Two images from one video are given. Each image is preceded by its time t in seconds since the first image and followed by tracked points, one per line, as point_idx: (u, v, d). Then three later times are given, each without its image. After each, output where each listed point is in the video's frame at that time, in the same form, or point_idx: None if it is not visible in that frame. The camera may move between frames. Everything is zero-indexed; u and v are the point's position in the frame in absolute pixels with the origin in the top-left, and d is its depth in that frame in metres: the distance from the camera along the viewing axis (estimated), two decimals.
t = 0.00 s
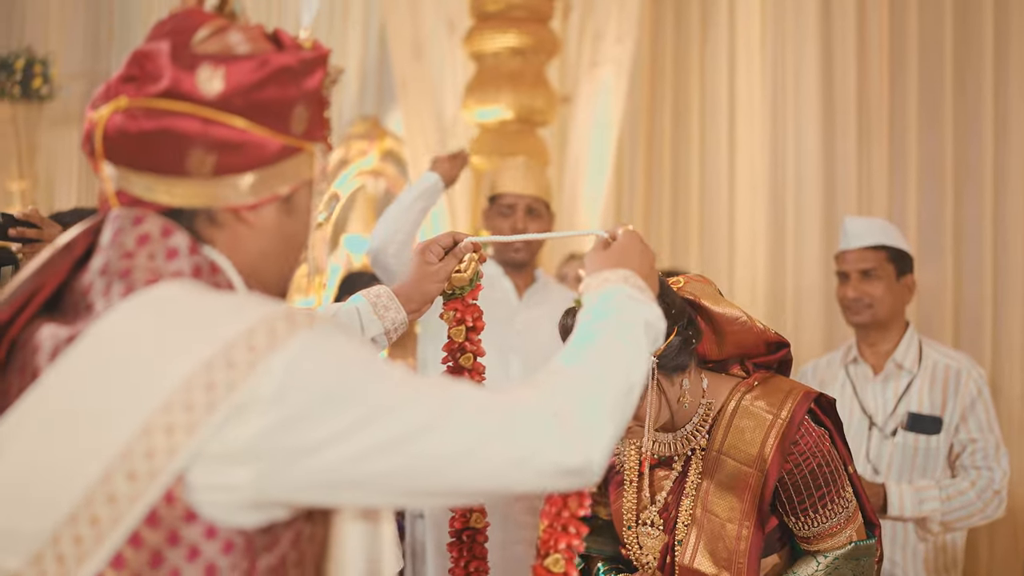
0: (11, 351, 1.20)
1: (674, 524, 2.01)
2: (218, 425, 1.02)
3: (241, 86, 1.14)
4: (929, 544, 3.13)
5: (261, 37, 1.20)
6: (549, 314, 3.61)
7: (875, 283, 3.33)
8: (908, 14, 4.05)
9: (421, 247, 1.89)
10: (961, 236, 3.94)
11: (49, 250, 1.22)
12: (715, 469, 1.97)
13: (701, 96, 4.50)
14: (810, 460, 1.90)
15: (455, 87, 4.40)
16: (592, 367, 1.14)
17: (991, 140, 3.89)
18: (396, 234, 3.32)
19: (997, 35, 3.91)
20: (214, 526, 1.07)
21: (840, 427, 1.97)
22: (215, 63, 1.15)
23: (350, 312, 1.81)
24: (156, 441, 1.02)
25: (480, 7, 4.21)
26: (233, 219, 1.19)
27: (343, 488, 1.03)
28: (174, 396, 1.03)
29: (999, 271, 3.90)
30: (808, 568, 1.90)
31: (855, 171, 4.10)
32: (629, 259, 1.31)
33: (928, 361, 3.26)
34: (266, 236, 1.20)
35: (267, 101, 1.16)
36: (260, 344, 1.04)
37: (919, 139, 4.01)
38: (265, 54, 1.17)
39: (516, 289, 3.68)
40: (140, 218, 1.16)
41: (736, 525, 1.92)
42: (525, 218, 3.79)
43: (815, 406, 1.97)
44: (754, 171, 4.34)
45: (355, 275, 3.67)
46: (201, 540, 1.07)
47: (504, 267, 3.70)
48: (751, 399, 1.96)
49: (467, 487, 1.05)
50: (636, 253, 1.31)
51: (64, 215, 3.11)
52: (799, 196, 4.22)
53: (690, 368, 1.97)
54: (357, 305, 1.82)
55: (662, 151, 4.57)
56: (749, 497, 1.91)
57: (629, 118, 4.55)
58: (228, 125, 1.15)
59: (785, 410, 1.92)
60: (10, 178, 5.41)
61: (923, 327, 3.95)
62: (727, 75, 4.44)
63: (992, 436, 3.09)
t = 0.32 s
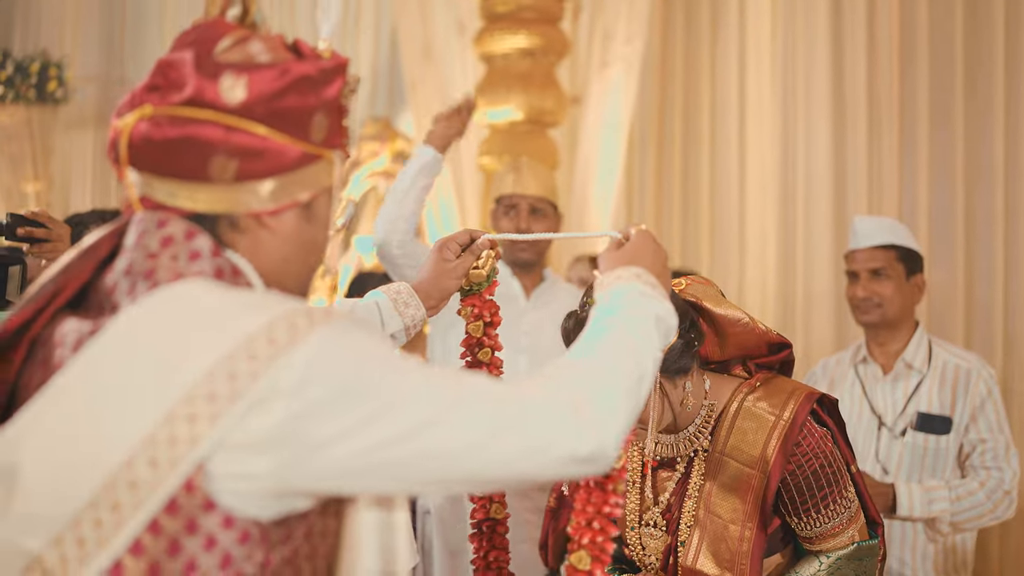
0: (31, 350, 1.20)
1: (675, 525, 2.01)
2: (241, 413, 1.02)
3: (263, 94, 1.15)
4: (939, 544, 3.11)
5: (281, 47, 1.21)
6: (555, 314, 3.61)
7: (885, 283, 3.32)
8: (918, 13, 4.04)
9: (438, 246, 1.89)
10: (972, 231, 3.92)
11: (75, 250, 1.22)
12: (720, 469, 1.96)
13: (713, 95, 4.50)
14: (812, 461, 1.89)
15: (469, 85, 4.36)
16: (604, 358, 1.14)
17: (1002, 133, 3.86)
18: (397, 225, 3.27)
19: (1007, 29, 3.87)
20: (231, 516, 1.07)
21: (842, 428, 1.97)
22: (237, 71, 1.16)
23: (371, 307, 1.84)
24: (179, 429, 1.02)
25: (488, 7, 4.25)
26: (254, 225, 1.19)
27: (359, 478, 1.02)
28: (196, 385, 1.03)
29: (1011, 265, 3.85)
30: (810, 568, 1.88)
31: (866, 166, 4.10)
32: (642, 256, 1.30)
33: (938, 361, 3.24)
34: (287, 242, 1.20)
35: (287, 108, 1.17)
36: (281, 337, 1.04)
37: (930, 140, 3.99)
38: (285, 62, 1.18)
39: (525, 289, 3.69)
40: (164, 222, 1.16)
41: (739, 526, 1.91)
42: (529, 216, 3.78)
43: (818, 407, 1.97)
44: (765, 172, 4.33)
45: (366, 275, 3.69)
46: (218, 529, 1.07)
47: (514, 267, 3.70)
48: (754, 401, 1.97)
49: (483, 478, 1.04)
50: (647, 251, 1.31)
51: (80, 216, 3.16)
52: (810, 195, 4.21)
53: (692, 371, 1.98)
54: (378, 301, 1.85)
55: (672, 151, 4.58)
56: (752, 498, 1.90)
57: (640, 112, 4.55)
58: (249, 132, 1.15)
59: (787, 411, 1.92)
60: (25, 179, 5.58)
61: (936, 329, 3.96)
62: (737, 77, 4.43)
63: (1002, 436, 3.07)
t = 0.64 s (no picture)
0: (64, 346, 1.20)
1: (682, 526, 2.00)
2: (275, 403, 1.04)
3: (296, 110, 1.16)
4: (950, 543, 3.10)
5: (314, 63, 1.22)
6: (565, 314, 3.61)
7: (896, 282, 3.31)
8: (928, 16, 4.03)
9: (466, 240, 1.91)
10: (983, 233, 3.90)
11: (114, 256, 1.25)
12: (726, 471, 1.97)
13: (722, 92, 4.49)
14: (818, 461, 1.89)
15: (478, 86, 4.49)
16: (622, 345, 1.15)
17: (1012, 136, 3.83)
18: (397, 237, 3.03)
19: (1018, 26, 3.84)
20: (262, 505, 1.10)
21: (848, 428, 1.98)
22: (271, 87, 1.16)
23: (403, 300, 1.88)
24: (215, 418, 1.04)
25: (499, 9, 4.27)
26: (286, 235, 1.20)
27: (386, 467, 1.04)
28: (233, 375, 1.05)
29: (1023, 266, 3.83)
30: (816, 567, 1.88)
31: (874, 168, 4.09)
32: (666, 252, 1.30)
33: (948, 360, 3.23)
34: (319, 253, 1.22)
35: (319, 123, 1.18)
36: (314, 331, 1.06)
37: (940, 144, 3.98)
38: (318, 79, 1.19)
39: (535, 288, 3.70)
40: (201, 229, 1.18)
41: (745, 528, 1.91)
42: (533, 216, 3.79)
43: (824, 408, 1.98)
44: (775, 173, 4.33)
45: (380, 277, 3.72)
46: (249, 518, 1.10)
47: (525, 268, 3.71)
48: (758, 402, 1.97)
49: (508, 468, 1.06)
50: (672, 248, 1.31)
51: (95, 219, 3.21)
52: (819, 197, 4.20)
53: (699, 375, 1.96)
54: (410, 294, 1.89)
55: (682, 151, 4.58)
56: (758, 500, 1.91)
57: (650, 115, 4.59)
58: (283, 146, 1.16)
59: (793, 412, 1.93)
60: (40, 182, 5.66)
61: (948, 327, 3.94)
62: (747, 80, 4.42)
63: (1014, 435, 3.05)
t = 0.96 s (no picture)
0: (83, 344, 1.25)
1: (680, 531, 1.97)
2: (300, 404, 1.09)
3: (324, 126, 1.24)
4: (954, 545, 3.08)
5: (341, 80, 1.29)
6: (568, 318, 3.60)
7: (899, 283, 3.29)
8: (932, 15, 4.03)
9: (485, 245, 1.94)
10: (987, 229, 3.92)
11: (137, 258, 1.29)
12: (724, 475, 1.95)
13: (724, 96, 4.45)
14: (816, 465, 1.88)
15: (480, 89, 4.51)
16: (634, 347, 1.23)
17: (1016, 135, 3.87)
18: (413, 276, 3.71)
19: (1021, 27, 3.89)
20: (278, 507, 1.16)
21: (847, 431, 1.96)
22: (301, 103, 1.24)
23: (426, 302, 1.95)
24: (239, 416, 1.10)
25: (499, 9, 4.32)
26: (309, 248, 1.28)
27: (398, 467, 1.09)
28: (257, 377, 1.11)
29: None
30: (814, 570, 1.87)
31: (878, 168, 4.07)
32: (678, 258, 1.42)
33: (952, 361, 3.22)
34: (341, 267, 1.29)
35: (346, 140, 1.25)
36: (336, 337, 1.12)
37: (943, 144, 3.98)
38: (345, 96, 1.26)
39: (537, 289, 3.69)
40: (226, 238, 1.24)
41: (743, 533, 1.90)
42: (535, 218, 3.77)
43: (823, 411, 1.96)
44: (778, 174, 4.30)
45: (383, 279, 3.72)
46: (266, 517, 1.16)
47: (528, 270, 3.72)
48: (756, 406, 1.95)
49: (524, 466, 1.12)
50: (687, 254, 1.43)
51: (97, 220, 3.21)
52: (822, 200, 4.19)
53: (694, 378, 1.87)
54: (432, 296, 1.96)
55: (684, 155, 4.52)
56: (757, 504, 1.89)
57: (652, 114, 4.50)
58: (309, 161, 1.24)
59: (791, 415, 1.91)
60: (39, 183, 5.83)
61: (951, 327, 3.93)
62: (750, 81, 4.39)
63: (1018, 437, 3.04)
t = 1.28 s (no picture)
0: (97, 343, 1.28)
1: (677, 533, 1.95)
2: (313, 405, 1.14)
3: (343, 142, 1.29)
4: (951, 547, 3.08)
5: (361, 97, 1.34)
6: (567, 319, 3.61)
7: (896, 283, 3.29)
8: (929, 16, 4.01)
9: (505, 259, 2.03)
10: (984, 231, 3.88)
11: (158, 266, 1.34)
12: (716, 480, 1.94)
13: (721, 96, 4.50)
14: (810, 468, 1.88)
15: (479, 91, 4.52)
16: (637, 353, 1.30)
17: (1013, 134, 3.82)
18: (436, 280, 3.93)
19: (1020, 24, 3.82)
20: (290, 507, 1.18)
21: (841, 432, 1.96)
22: (321, 120, 1.29)
23: (441, 307, 2.00)
24: (254, 416, 1.14)
25: (497, 11, 4.33)
26: (325, 262, 1.33)
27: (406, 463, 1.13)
28: (272, 378, 1.16)
29: None
30: (809, 571, 1.87)
31: (876, 170, 4.07)
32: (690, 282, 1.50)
33: (949, 362, 3.21)
34: (355, 281, 1.35)
35: (364, 157, 1.31)
36: (351, 341, 1.17)
37: (941, 144, 3.96)
38: (366, 113, 1.31)
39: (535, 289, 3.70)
40: (244, 250, 1.29)
41: (738, 535, 1.89)
42: (530, 215, 3.80)
43: (817, 413, 1.95)
44: (775, 174, 4.32)
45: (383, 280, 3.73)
46: (277, 517, 1.18)
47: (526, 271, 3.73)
48: (749, 409, 1.95)
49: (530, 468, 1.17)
50: (693, 276, 1.50)
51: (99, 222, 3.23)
52: (819, 201, 4.19)
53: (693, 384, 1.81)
54: (448, 301, 2.02)
55: (682, 154, 4.56)
56: (751, 507, 1.88)
57: (651, 116, 4.54)
58: (328, 176, 1.29)
59: (785, 417, 1.90)
60: (37, 186, 5.84)
61: (949, 328, 3.92)
62: (748, 85, 4.42)
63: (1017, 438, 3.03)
